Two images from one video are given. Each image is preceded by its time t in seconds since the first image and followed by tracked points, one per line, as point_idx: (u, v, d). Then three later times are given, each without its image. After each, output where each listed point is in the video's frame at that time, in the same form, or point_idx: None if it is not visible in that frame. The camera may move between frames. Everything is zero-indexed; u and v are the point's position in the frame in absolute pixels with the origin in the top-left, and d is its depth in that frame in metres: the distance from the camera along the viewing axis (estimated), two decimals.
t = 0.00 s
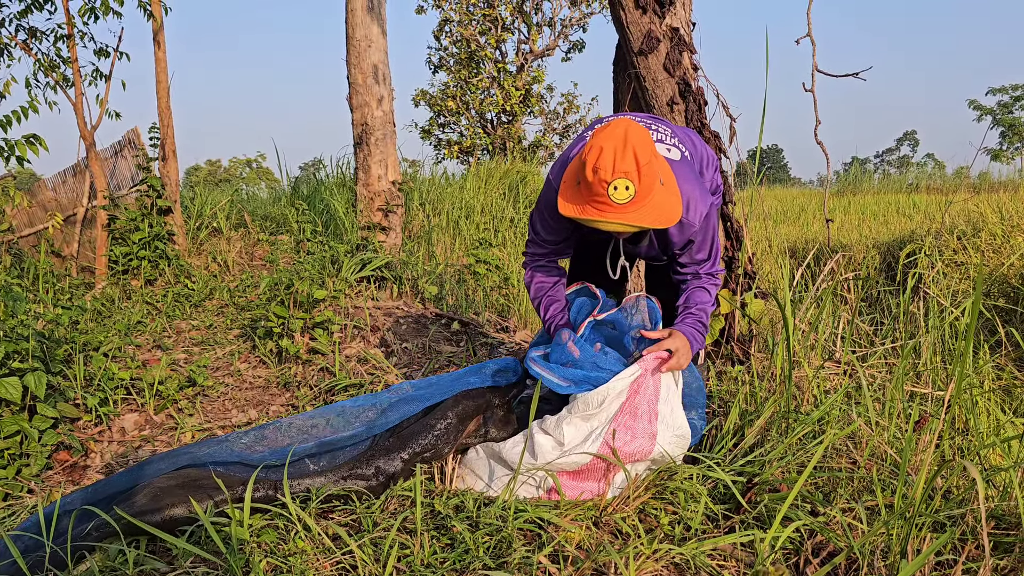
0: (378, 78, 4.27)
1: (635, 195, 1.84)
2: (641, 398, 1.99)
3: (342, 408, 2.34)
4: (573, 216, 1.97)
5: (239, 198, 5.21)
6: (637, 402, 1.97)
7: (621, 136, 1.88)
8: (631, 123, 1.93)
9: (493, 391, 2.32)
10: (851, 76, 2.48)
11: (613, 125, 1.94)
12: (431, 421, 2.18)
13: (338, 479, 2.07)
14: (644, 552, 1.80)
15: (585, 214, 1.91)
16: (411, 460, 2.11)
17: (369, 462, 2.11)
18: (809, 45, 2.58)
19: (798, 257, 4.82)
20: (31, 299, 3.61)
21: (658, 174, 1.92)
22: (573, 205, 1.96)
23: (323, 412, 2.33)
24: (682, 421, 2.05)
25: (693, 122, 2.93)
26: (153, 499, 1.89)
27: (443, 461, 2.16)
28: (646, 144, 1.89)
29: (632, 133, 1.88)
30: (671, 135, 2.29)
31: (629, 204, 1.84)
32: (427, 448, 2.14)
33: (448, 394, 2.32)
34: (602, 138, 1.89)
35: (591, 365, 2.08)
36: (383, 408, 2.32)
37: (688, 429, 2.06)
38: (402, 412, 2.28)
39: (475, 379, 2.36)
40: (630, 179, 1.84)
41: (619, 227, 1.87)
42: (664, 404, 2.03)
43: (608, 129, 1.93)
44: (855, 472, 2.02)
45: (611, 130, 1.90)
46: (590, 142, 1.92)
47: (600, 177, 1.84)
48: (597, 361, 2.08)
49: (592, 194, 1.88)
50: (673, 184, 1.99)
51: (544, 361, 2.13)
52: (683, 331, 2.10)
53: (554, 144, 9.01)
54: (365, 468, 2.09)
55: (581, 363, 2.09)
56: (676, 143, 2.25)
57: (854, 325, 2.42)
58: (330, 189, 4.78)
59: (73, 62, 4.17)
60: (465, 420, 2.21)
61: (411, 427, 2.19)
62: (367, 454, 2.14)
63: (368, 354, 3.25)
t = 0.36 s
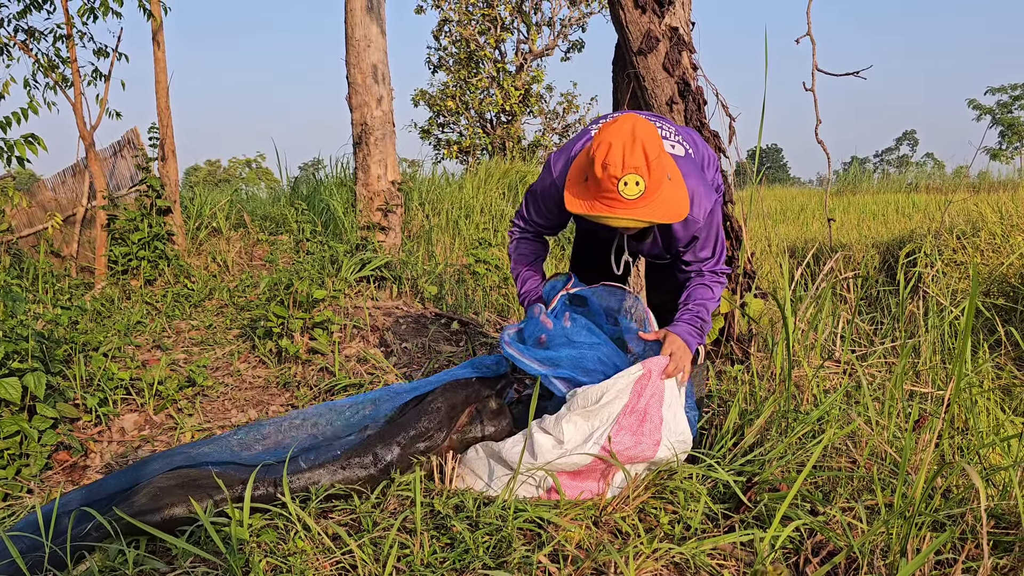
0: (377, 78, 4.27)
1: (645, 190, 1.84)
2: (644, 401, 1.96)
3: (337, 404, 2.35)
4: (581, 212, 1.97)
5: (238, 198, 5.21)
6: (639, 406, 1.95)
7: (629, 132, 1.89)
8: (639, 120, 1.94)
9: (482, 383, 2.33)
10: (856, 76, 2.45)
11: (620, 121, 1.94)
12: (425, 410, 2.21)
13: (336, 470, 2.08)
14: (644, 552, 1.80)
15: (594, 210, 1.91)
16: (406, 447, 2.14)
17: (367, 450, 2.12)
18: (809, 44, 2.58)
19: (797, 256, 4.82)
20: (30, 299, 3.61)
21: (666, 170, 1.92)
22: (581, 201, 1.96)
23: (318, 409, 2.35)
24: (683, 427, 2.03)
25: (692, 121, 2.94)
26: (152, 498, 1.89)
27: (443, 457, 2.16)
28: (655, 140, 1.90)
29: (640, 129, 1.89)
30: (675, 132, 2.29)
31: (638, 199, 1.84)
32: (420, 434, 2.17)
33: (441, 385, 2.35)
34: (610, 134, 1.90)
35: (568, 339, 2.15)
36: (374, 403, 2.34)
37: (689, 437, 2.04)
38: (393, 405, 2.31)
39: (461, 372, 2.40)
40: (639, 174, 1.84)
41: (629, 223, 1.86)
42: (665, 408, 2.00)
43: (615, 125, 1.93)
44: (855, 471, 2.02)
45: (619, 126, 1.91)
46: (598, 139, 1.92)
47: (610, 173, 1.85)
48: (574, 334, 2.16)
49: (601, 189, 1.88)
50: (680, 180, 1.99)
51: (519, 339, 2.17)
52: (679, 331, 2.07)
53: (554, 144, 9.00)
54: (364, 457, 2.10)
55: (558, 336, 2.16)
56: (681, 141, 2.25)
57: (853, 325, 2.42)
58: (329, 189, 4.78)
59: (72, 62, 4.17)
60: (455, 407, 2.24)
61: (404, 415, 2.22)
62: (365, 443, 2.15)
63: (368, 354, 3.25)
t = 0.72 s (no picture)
0: (377, 78, 4.27)
1: (642, 201, 1.84)
2: (646, 402, 1.95)
3: (335, 399, 2.39)
4: (580, 221, 1.97)
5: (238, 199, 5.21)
6: (641, 407, 1.94)
7: (628, 142, 1.89)
8: (638, 129, 1.94)
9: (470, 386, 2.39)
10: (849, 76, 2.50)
11: (619, 131, 1.94)
12: (420, 403, 2.27)
13: (331, 458, 2.10)
14: (644, 551, 1.80)
15: (592, 219, 1.91)
16: (397, 438, 2.18)
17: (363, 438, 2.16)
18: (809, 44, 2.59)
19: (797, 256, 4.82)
20: (30, 299, 3.61)
21: (665, 178, 1.91)
22: (579, 210, 1.97)
23: (314, 405, 2.39)
24: (683, 428, 2.02)
25: (693, 121, 2.95)
26: (152, 498, 1.89)
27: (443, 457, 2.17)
28: (653, 149, 1.90)
29: (638, 139, 1.89)
30: (680, 134, 2.29)
31: (635, 210, 1.84)
32: (411, 426, 2.21)
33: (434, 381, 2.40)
34: (609, 145, 1.91)
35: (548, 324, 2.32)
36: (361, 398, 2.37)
37: (688, 437, 2.03)
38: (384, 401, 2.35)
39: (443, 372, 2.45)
40: (636, 186, 1.84)
41: (627, 233, 1.87)
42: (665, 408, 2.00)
43: (614, 135, 1.94)
44: (855, 471, 2.03)
45: (618, 137, 1.92)
46: (596, 149, 1.94)
47: (607, 184, 1.86)
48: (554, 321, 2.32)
49: (599, 200, 1.89)
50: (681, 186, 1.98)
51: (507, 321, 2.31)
52: (685, 337, 2.07)
53: (553, 144, 9.00)
54: (360, 454, 2.13)
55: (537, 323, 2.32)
56: (685, 141, 2.25)
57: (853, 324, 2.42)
58: (329, 189, 4.78)
59: (73, 62, 4.17)
60: (443, 403, 2.29)
61: (396, 404, 2.27)
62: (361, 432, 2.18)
63: (368, 354, 3.25)
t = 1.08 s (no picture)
0: (376, 78, 4.27)
1: (633, 210, 1.84)
2: (647, 400, 1.96)
3: (335, 399, 2.40)
4: (576, 227, 1.99)
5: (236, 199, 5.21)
6: (642, 404, 1.95)
7: (620, 148, 1.87)
8: (631, 134, 1.92)
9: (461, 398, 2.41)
10: (846, 77, 2.64)
11: (613, 136, 1.92)
12: (411, 402, 2.32)
13: (310, 458, 2.10)
14: (643, 552, 1.80)
15: (586, 227, 1.93)
16: (389, 431, 2.22)
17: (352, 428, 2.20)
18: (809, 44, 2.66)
19: (796, 256, 4.82)
20: (29, 300, 3.61)
21: (660, 183, 1.90)
22: (575, 216, 1.98)
23: (314, 405, 2.39)
24: (681, 427, 2.03)
25: (691, 122, 2.95)
26: (152, 497, 1.89)
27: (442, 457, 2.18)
28: (646, 155, 1.88)
29: (631, 146, 1.87)
30: (684, 135, 2.27)
31: (627, 218, 1.84)
32: (404, 420, 2.26)
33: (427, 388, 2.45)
34: (601, 152, 1.89)
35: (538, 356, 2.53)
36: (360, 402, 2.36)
37: (686, 437, 2.04)
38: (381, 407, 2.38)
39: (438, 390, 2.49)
40: (628, 194, 1.83)
41: (620, 240, 1.88)
42: (661, 407, 2.01)
43: (607, 141, 1.92)
44: (854, 472, 2.03)
45: (610, 143, 1.90)
46: (590, 155, 1.93)
47: (599, 193, 1.86)
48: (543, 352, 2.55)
49: (592, 208, 1.90)
50: (678, 189, 1.96)
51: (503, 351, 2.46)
52: (665, 340, 2.11)
53: (552, 145, 9.00)
54: (354, 442, 2.16)
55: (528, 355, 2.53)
56: (687, 142, 2.23)
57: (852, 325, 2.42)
58: (328, 189, 4.78)
59: (71, 62, 4.16)
60: (436, 404, 2.34)
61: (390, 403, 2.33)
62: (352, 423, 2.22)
63: (367, 355, 3.26)
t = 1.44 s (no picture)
0: (374, 78, 4.27)
1: (633, 211, 1.82)
2: (644, 394, 1.97)
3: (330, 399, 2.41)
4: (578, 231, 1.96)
5: (234, 199, 5.20)
6: (639, 398, 1.96)
7: (618, 152, 1.85)
8: (628, 137, 1.91)
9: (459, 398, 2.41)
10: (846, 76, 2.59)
11: (610, 140, 1.91)
12: (415, 407, 2.30)
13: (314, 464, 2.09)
14: (640, 552, 1.80)
15: (586, 230, 1.91)
16: (393, 440, 2.19)
17: (353, 440, 2.17)
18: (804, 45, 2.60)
19: (794, 256, 4.82)
20: (26, 300, 3.60)
21: (660, 185, 1.88)
22: (575, 220, 1.96)
23: (311, 406, 2.40)
24: (677, 421, 2.03)
25: (689, 121, 2.95)
26: (148, 498, 1.89)
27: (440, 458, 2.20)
28: (644, 157, 1.87)
29: (628, 148, 1.86)
30: (680, 135, 2.28)
31: (627, 220, 1.82)
32: (407, 428, 2.23)
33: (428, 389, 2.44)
34: (599, 155, 1.88)
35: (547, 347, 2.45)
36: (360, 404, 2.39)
37: (682, 431, 2.04)
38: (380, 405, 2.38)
39: (437, 387, 2.49)
40: (627, 196, 1.81)
41: (620, 243, 1.86)
42: (658, 400, 2.01)
43: (604, 145, 1.91)
44: (851, 472, 2.03)
45: (608, 147, 1.89)
46: (588, 159, 1.91)
47: (598, 195, 1.84)
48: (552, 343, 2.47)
49: (591, 211, 1.88)
50: (678, 190, 1.95)
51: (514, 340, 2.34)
52: (665, 334, 2.10)
53: (550, 145, 9.00)
54: (359, 454, 2.14)
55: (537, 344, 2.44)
56: (685, 141, 2.23)
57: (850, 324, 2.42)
58: (326, 190, 4.78)
59: (69, 63, 4.16)
60: (437, 409, 2.33)
61: (394, 409, 2.31)
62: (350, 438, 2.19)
63: (365, 355, 3.26)
